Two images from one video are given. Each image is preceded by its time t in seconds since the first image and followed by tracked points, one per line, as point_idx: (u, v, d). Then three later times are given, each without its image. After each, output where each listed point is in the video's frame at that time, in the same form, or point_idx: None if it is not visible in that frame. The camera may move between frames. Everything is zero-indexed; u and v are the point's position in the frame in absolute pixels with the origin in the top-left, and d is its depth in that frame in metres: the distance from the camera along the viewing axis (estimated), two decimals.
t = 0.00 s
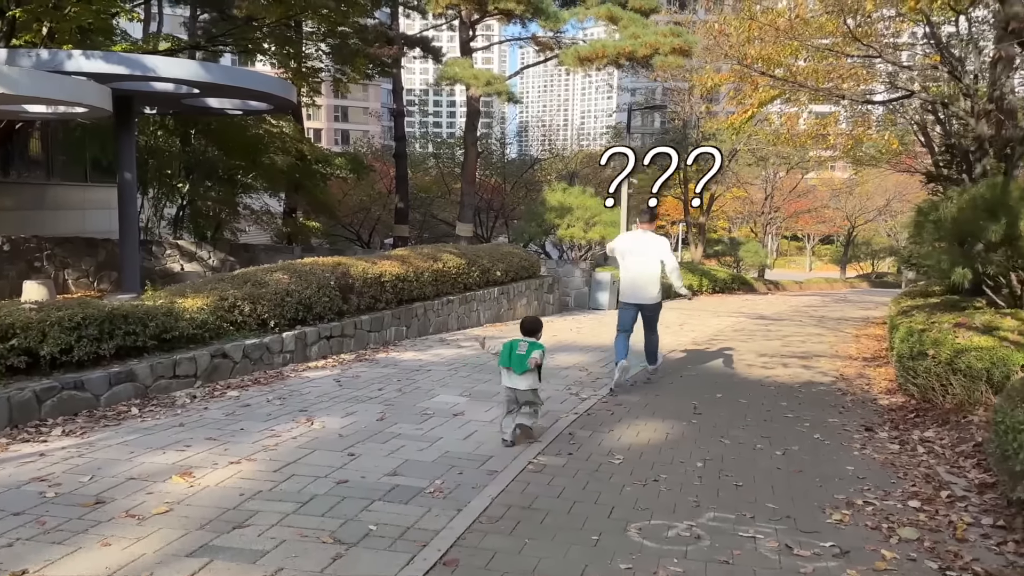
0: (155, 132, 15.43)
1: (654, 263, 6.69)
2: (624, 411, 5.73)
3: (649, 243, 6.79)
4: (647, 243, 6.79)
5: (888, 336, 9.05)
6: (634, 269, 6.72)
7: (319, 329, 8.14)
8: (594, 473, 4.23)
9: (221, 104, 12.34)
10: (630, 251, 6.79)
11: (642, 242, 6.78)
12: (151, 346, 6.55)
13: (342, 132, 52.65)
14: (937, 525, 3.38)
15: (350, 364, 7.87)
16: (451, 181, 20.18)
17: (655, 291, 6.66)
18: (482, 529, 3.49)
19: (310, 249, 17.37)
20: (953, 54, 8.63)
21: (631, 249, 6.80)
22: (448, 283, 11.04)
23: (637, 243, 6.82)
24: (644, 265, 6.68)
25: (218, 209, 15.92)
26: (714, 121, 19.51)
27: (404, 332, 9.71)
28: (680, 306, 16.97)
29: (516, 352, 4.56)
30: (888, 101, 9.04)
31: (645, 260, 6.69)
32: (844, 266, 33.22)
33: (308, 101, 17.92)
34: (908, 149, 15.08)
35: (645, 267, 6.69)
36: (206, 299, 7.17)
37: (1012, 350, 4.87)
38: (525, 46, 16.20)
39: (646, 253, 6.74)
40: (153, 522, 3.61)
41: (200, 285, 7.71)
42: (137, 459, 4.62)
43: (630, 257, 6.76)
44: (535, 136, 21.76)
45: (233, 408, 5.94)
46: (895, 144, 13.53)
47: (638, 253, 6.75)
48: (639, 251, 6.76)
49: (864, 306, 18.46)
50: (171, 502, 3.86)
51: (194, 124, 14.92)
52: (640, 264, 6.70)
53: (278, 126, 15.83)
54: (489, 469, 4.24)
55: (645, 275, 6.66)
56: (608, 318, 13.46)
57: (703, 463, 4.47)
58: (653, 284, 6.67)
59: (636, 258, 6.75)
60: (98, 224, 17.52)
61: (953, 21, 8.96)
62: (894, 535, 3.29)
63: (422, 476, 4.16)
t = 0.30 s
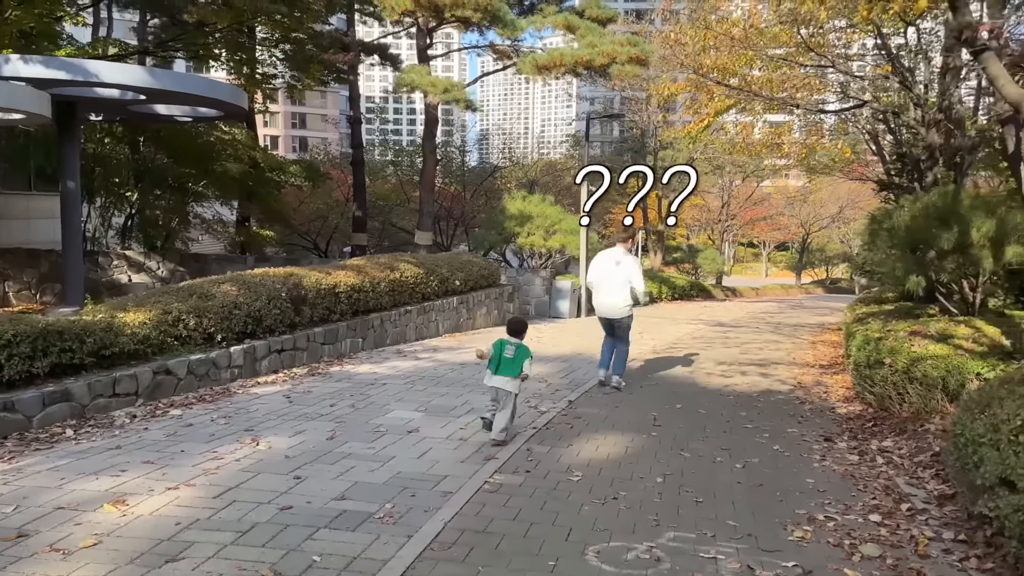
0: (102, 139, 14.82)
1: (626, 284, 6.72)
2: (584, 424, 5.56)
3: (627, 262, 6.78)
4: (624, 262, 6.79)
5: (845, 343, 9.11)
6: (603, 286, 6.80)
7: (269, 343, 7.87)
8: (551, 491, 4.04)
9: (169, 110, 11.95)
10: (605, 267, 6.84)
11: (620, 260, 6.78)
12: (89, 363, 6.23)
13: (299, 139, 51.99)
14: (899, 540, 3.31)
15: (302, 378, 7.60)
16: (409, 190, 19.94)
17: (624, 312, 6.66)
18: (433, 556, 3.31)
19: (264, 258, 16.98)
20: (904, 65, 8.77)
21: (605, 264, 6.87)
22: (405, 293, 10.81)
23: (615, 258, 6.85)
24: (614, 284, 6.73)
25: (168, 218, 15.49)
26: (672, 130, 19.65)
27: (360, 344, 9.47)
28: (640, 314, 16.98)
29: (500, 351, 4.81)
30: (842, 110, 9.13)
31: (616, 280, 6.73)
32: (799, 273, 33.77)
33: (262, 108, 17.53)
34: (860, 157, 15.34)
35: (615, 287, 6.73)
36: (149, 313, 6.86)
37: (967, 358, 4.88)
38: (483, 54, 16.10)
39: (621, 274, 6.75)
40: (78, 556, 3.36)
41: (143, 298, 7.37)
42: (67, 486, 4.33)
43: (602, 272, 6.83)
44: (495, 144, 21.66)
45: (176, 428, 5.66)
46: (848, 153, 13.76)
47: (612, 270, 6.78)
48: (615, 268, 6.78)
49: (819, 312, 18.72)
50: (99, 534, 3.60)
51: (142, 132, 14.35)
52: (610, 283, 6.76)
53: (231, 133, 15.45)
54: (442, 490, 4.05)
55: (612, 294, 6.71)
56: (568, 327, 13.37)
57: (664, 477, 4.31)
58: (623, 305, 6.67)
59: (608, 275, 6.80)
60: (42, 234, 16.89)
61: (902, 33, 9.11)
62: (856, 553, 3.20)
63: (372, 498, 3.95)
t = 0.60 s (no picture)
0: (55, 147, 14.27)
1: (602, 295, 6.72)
2: (554, 434, 5.42)
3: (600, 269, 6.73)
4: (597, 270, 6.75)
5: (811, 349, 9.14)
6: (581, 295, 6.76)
7: (228, 355, 7.61)
8: (523, 507, 3.90)
9: (123, 116, 11.59)
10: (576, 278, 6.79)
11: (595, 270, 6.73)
12: (38, 380, 5.92)
13: (260, 147, 51.22)
14: (879, 552, 3.25)
15: (262, 392, 7.35)
16: (373, 198, 19.68)
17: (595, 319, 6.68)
18: None
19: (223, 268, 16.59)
20: (865, 73, 8.85)
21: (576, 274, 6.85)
22: (369, 302, 10.59)
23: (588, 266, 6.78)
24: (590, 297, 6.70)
25: (124, 227, 14.99)
26: (636, 137, 19.70)
27: (323, 355, 9.23)
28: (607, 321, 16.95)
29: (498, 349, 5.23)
30: (806, 117, 9.18)
31: (591, 292, 6.71)
32: (762, 279, 34.16)
33: (221, 115, 17.14)
34: (821, 164, 15.52)
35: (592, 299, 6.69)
36: (101, 326, 6.57)
37: (936, 364, 4.95)
38: (447, 61, 15.96)
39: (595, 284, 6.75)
40: None
41: (95, 311, 7.08)
42: (10, 512, 4.07)
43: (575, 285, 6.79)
44: (459, 152, 21.52)
45: (129, 446, 5.40)
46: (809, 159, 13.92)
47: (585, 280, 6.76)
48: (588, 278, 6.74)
49: (783, 317, 18.91)
50: (43, 564, 3.37)
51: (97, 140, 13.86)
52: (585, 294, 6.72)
53: (188, 140, 15.08)
54: (410, 508, 3.89)
55: (590, 308, 6.68)
56: (535, 335, 13.26)
57: (638, 489, 4.20)
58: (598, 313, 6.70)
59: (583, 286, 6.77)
60: None
61: (862, 42, 9.22)
62: (837, 567, 3.13)
63: (336, 518, 3.77)
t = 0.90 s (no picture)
0: (10, 154, 13.68)
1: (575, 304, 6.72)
2: (529, 446, 5.29)
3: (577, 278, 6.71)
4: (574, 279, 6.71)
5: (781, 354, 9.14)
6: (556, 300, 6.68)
7: (189, 368, 7.35)
8: (500, 525, 3.76)
9: (80, 121, 11.23)
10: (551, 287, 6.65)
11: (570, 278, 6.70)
12: None
13: (223, 153, 50.39)
14: (865, 566, 3.18)
15: (224, 406, 7.11)
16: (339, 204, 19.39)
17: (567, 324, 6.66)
18: None
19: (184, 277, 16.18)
20: (833, 80, 8.90)
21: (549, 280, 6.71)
22: (336, 311, 10.37)
23: (564, 272, 6.71)
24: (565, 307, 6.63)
25: (82, 235, 14.48)
26: (604, 143, 19.70)
27: (288, 366, 8.99)
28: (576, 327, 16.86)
29: (505, 357, 5.47)
30: (774, 123, 9.20)
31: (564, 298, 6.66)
32: (728, 283, 34.44)
33: (182, 120, 16.73)
34: (787, 169, 15.62)
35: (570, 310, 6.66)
36: (54, 339, 6.28)
37: (911, 370, 4.92)
38: (414, 66, 15.77)
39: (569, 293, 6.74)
40: None
41: (48, 323, 6.79)
42: None
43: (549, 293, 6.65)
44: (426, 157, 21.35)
45: (85, 466, 5.14)
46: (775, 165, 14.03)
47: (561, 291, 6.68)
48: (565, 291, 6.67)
49: (750, 322, 19.05)
50: None
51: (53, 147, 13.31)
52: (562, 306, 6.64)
53: (147, 146, 14.67)
54: (382, 528, 3.72)
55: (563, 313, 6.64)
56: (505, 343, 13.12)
57: (617, 503, 4.09)
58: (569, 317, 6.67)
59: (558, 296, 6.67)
60: None
61: (828, 47, 9.29)
62: None
63: (305, 541, 3.59)
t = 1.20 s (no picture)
0: None
1: (547, 307, 6.56)
2: (499, 454, 5.16)
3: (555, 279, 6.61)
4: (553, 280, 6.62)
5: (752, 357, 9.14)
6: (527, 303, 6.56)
7: (148, 377, 7.10)
8: (468, 538, 3.62)
9: (35, 122, 10.86)
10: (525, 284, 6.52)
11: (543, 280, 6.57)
12: None
13: (189, 156, 49.62)
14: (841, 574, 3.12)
15: (184, 416, 6.87)
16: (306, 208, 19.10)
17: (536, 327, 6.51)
18: None
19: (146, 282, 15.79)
20: (801, 82, 8.92)
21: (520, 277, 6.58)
22: (302, 317, 10.15)
23: (541, 273, 6.64)
24: (535, 309, 6.50)
25: (39, 240, 14.06)
26: (573, 146, 19.68)
27: (253, 374, 8.76)
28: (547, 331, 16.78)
29: (499, 355, 5.85)
30: (743, 126, 9.21)
31: (534, 300, 6.53)
32: (697, 286, 34.69)
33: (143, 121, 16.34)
34: (755, 172, 15.74)
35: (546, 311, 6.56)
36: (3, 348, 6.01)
37: (882, 373, 4.94)
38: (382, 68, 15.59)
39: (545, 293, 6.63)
40: None
41: None
42: None
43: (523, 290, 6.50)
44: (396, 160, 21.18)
45: (34, 481, 4.90)
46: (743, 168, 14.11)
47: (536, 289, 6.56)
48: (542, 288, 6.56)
49: (720, 324, 19.15)
50: None
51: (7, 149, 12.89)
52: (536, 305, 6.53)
53: (107, 148, 14.29)
54: (346, 544, 3.55)
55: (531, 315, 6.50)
56: (476, 347, 13.00)
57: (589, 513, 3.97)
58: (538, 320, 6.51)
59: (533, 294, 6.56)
60: None
61: (795, 50, 9.35)
62: None
63: (265, 559, 3.42)
